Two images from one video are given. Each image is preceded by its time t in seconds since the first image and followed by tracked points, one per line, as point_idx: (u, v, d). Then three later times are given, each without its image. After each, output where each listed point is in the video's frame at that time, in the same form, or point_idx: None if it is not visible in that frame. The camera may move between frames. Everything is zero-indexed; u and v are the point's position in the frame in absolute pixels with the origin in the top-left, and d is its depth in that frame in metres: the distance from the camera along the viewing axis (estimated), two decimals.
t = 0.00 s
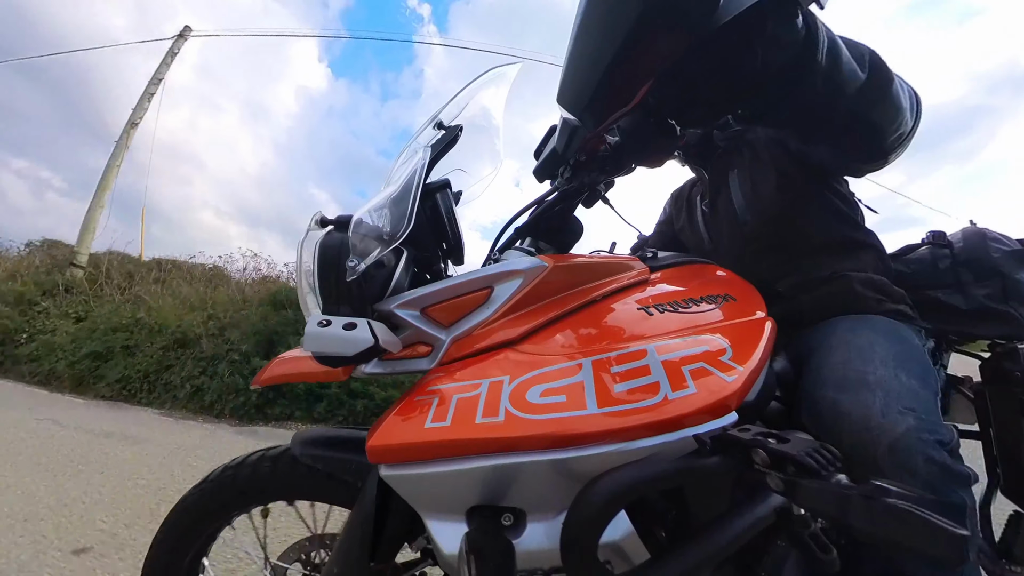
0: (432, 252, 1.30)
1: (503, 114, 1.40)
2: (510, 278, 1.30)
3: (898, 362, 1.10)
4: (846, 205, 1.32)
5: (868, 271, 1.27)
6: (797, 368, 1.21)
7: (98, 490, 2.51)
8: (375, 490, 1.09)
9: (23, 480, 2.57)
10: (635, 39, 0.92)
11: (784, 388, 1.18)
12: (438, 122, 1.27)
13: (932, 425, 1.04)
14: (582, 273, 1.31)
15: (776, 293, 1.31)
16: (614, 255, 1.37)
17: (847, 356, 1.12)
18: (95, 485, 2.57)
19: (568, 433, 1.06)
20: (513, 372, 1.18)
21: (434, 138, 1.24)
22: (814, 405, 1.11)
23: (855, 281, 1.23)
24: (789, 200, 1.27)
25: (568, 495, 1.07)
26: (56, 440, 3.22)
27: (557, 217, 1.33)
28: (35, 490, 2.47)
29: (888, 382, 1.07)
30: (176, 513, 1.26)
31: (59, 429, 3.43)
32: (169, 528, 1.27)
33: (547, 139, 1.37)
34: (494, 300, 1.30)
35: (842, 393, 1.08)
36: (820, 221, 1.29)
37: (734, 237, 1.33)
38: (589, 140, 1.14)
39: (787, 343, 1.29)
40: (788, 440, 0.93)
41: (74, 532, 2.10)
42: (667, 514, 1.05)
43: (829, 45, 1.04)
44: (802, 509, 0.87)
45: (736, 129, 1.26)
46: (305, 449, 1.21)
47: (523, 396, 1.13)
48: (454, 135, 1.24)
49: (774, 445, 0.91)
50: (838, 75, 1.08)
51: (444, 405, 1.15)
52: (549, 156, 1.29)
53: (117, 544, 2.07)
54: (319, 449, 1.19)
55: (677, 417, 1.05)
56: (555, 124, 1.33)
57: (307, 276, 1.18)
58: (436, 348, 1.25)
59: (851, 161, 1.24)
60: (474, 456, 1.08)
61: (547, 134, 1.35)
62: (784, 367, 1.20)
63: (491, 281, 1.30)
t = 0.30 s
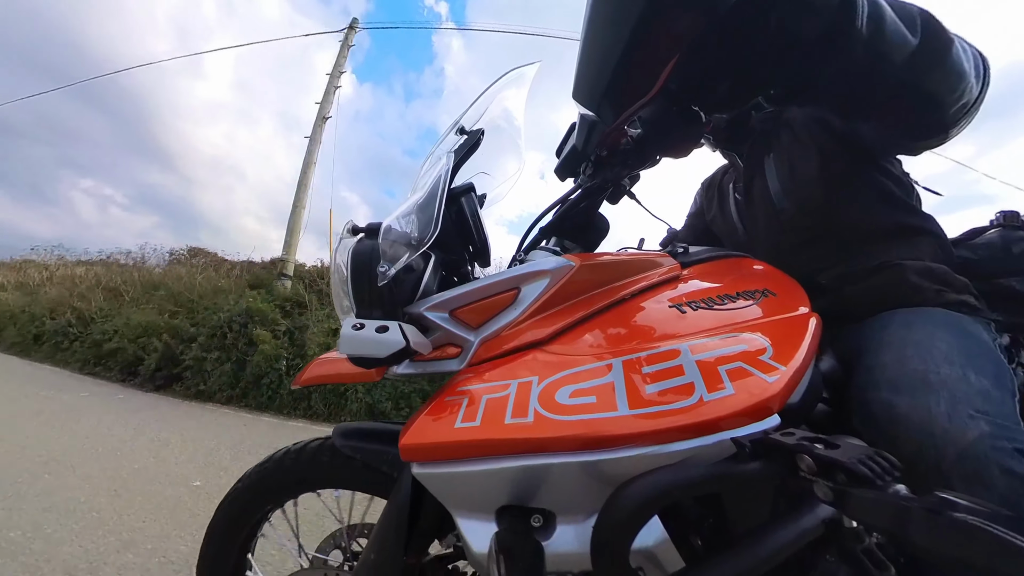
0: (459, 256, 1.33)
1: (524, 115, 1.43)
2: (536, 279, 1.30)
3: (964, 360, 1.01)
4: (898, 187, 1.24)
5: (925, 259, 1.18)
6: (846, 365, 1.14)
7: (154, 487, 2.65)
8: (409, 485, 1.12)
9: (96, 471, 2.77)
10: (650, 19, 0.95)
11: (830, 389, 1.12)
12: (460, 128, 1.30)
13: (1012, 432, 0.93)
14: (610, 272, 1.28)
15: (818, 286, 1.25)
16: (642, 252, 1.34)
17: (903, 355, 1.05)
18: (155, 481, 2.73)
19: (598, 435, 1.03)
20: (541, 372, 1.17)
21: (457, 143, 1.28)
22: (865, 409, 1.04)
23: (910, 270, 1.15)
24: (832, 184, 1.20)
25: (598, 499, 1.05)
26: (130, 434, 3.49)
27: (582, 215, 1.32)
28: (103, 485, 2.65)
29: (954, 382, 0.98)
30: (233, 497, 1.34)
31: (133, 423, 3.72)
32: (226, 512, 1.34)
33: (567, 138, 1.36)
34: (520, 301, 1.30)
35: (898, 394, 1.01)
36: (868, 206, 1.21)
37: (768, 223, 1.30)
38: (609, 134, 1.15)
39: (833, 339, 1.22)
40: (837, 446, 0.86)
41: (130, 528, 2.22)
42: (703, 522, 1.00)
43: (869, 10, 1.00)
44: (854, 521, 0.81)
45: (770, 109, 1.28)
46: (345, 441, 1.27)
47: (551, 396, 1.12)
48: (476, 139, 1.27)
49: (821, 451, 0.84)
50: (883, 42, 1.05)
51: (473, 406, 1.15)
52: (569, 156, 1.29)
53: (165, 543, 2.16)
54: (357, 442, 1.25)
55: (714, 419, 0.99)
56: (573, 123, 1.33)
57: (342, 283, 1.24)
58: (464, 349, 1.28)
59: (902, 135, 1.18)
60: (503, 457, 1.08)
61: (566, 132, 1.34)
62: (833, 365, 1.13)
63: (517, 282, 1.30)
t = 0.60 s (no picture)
0: (486, 260, 1.36)
1: (544, 116, 1.44)
2: (563, 280, 1.28)
3: None
4: (955, 162, 1.14)
5: (992, 246, 1.09)
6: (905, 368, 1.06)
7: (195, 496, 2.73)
8: (440, 484, 1.14)
9: (156, 476, 2.95)
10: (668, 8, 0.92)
11: (886, 393, 1.06)
12: (482, 133, 1.32)
13: None
14: (638, 271, 1.25)
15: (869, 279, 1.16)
16: (672, 250, 1.30)
17: (975, 354, 0.96)
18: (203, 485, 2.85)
19: (629, 439, 0.99)
20: (569, 375, 1.15)
21: (479, 148, 1.31)
22: (926, 413, 0.97)
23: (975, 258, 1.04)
24: (882, 168, 1.11)
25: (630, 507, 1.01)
26: (185, 438, 3.69)
27: (608, 212, 1.33)
28: (156, 488, 2.79)
29: None
30: (275, 492, 1.41)
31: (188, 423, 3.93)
32: (270, 506, 1.41)
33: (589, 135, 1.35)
34: (547, 303, 1.28)
35: (969, 397, 0.93)
36: (921, 189, 1.11)
37: (806, 214, 1.23)
38: (633, 130, 1.16)
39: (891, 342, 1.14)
40: (895, 456, 0.78)
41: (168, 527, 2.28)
42: (743, 534, 0.94)
43: None
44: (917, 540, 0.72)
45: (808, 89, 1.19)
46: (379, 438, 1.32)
47: (580, 399, 1.09)
48: (498, 143, 1.29)
49: (875, 460, 0.77)
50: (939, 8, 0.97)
51: (502, 409, 1.15)
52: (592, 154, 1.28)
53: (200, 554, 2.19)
54: (391, 440, 1.29)
55: (753, 425, 0.93)
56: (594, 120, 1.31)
57: (374, 290, 1.29)
58: (493, 352, 1.28)
59: (960, 112, 1.07)
60: (532, 460, 1.06)
61: (589, 130, 1.33)
62: (889, 368, 1.05)
63: (544, 284, 1.29)
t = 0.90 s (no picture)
0: (510, 256, 1.37)
1: (561, 108, 1.44)
2: (589, 274, 1.26)
3: None
4: None
5: None
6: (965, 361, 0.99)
7: (227, 479, 2.74)
8: (472, 475, 1.17)
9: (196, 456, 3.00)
10: None
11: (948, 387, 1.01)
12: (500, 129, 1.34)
13: None
14: (668, 261, 1.21)
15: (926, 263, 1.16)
16: (702, 239, 1.26)
17: None
18: (248, 465, 2.98)
19: (661, 436, 0.96)
20: (597, 369, 1.12)
21: (499, 144, 1.32)
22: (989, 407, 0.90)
23: None
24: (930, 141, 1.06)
25: (662, 505, 0.98)
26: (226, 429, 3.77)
27: (633, 202, 1.29)
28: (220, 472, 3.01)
29: None
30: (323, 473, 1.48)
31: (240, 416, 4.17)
32: (312, 492, 1.48)
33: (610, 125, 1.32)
34: (574, 297, 1.27)
35: None
36: (983, 158, 1.04)
37: (851, 193, 1.19)
38: (659, 115, 1.12)
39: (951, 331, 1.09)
40: (956, 457, 0.75)
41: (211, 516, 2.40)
42: (782, 535, 0.90)
43: None
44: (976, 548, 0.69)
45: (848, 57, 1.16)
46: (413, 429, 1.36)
47: (609, 393, 1.06)
48: (518, 138, 1.30)
49: (935, 462, 0.74)
50: None
51: (529, 404, 1.14)
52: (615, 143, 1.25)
53: (227, 534, 2.23)
54: (425, 431, 1.33)
55: (795, 421, 0.88)
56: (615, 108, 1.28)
57: (402, 289, 1.33)
58: (520, 348, 1.28)
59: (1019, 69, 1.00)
60: (561, 455, 1.05)
61: (610, 119, 1.30)
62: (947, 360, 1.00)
63: (569, 278, 1.28)
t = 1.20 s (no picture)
0: (532, 251, 1.37)
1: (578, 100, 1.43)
2: (612, 267, 1.23)
3: None
4: None
5: None
6: None
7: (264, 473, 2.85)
8: (496, 468, 1.18)
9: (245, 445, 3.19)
10: None
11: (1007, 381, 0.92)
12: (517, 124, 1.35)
13: None
14: (695, 252, 1.17)
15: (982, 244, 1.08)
16: (731, 228, 1.21)
17: None
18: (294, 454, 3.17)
19: (689, 433, 0.93)
20: (622, 365, 1.10)
21: (517, 139, 1.33)
22: None
23: None
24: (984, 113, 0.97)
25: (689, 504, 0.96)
26: (261, 427, 3.89)
27: (657, 193, 1.25)
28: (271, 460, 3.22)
29: None
30: (355, 460, 1.54)
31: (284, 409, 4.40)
32: (346, 479, 1.55)
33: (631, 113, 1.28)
34: (597, 291, 1.24)
35: None
36: None
37: (895, 173, 1.11)
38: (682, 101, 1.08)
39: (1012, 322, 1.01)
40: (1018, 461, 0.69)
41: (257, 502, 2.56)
42: (818, 538, 0.86)
43: None
44: None
45: (892, 24, 1.10)
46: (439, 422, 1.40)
47: (634, 389, 1.04)
48: (535, 131, 1.31)
49: (993, 466, 0.68)
50: None
51: (553, 400, 1.14)
52: (637, 132, 1.20)
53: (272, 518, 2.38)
54: (450, 424, 1.36)
55: (832, 420, 0.83)
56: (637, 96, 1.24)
57: (426, 287, 1.36)
58: (543, 343, 1.27)
59: None
60: (585, 451, 1.04)
61: (631, 108, 1.26)
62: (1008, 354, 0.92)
63: (592, 272, 1.25)
